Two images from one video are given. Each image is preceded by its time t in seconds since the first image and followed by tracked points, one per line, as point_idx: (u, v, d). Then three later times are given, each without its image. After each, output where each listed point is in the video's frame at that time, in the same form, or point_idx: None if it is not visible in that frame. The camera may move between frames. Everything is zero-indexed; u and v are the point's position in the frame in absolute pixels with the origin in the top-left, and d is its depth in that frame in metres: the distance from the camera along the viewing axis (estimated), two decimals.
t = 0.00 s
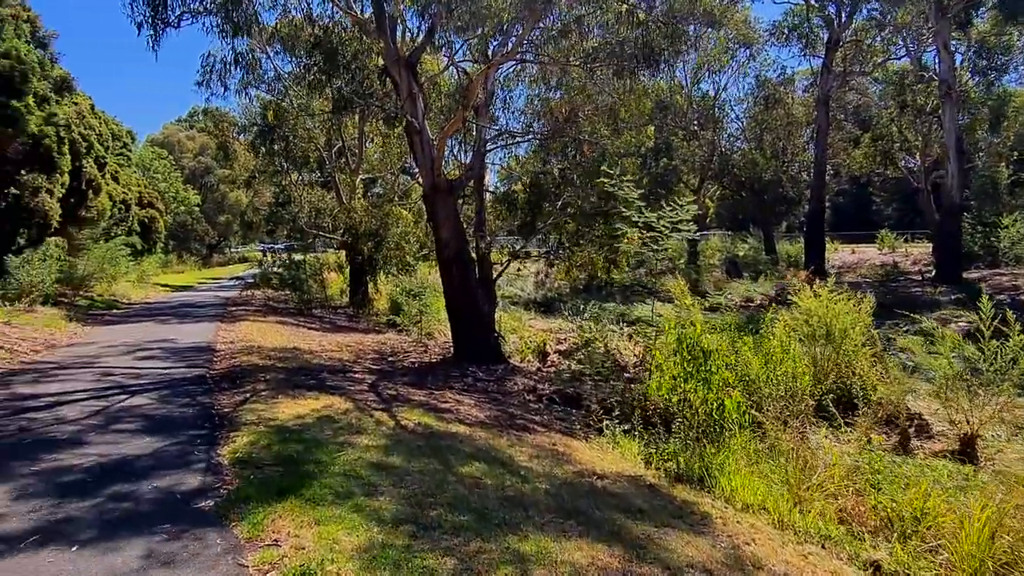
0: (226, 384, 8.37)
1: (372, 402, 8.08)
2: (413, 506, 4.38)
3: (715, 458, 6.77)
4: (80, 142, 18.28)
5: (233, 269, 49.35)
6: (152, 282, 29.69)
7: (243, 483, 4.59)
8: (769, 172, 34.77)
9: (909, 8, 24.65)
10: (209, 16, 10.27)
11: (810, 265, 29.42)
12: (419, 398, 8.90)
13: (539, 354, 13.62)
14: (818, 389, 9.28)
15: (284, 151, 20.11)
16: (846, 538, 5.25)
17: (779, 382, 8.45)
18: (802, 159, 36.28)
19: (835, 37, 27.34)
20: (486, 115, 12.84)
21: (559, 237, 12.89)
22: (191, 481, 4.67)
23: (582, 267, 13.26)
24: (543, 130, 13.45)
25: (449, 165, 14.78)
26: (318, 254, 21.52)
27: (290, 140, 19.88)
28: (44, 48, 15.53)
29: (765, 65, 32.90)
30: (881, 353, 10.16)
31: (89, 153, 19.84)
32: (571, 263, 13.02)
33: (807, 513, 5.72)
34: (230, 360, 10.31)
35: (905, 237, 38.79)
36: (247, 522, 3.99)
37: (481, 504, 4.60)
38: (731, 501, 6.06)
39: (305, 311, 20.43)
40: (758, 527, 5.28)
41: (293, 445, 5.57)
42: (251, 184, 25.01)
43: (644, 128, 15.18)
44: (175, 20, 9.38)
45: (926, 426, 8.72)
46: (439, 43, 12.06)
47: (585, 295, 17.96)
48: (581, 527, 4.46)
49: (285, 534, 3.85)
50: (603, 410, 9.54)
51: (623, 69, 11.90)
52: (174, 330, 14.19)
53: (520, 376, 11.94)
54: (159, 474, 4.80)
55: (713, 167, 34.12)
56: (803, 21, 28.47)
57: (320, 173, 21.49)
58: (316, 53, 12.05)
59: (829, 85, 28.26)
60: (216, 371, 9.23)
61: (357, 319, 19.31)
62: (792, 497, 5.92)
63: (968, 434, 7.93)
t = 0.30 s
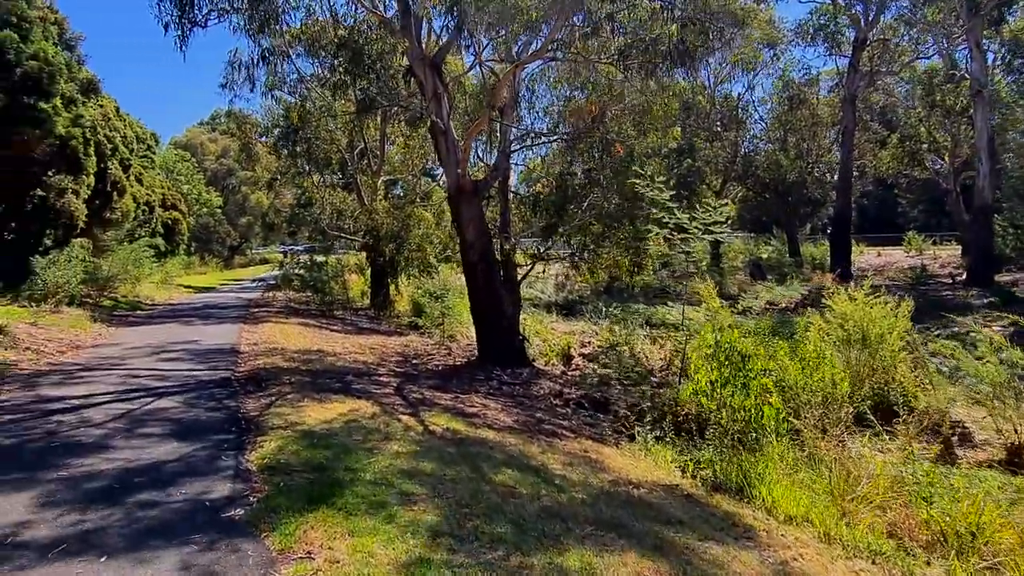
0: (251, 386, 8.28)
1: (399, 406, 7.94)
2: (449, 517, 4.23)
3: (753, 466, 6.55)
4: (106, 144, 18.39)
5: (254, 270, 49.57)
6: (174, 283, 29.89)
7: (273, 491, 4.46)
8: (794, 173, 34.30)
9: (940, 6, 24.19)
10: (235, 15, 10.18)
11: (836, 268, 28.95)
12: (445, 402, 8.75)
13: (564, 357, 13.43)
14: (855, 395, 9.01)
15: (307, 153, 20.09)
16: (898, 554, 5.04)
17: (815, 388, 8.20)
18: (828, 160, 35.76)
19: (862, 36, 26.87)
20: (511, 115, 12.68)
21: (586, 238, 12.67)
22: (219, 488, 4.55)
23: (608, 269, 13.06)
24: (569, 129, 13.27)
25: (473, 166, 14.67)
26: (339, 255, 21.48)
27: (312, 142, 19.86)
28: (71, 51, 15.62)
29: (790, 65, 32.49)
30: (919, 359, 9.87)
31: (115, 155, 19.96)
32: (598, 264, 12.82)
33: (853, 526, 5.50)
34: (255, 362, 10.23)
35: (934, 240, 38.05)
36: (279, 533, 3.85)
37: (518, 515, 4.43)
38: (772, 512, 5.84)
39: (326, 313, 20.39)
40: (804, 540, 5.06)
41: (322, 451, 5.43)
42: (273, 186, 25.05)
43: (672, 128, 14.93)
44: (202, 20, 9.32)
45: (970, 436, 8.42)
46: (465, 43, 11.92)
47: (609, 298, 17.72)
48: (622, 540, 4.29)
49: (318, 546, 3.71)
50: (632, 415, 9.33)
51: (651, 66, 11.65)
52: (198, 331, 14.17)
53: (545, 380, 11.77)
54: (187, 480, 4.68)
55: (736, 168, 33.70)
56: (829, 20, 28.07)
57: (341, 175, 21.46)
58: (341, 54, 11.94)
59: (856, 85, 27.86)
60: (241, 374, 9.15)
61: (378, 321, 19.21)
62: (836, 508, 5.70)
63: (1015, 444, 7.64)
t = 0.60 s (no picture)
0: (267, 391, 8.16)
1: (416, 411, 7.81)
2: (475, 529, 4.08)
3: (782, 476, 6.37)
4: (120, 147, 18.40)
5: (265, 273, 49.59)
6: (187, 285, 29.92)
7: (293, 502, 4.32)
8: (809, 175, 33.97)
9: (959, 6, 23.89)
10: (251, 14, 10.07)
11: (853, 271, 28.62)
12: (463, 407, 8.62)
13: (580, 361, 13.27)
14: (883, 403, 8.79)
15: (320, 155, 20.04)
16: (939, 571, 4.86)
17: (841, 395, 8.02)
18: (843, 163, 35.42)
19: (879, 37, 26.56)
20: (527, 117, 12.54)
21: (603, 241, 12.50)
22: (238, 498, 4.42)
23: (625, 272, 12.89)
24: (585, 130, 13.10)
25: (489, 168, 14.59)
26: (352, 258, 21.39)
27: (325, 145, 19.81)
28: (86, 53, 15.60)
29: (805, 67, 32.21)
30: (946, 365, 9.63)
31: (128, 158, 19.98)
32: (613, 267, 12.69)
33: (889, 539, 5.34)
34: (269, 366, 10.12)
35: (950, 243, 37.65)
36: (300, 547, 3.71)
37: (546, 527, 4.28)
38: (804, 524, 5.68)
39: (339, 316, 20.30)
40: (839, 554, 4.90)
41: (342, 459, 5.30)
42: (285, 189, 25.01)
43: (690, 130, 14.74)
44: (217, 19, 9.23)
45: (1001, 445, 8.19)
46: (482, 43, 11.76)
47: (623, 301, 17.55)
48: (655, 556, 4.12)
49: (342, 561, 3.57)
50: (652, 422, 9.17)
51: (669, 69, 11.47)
52: (211, 334, 14.09)
53: (562, 385, 11.61)
54: (204, 489, 4.56)
55: (751, 171, 33.42)
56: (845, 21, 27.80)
57: (354, 177, 21.39)
58: (357, 56, 11.81)
59: (872, 86, 27.56)
60: (255, 378, 9.04)
61: (391, 324, 19.14)
62: (870, 521, 5.53)
63: None
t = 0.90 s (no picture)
0: (277, 394, 8.00)
1: (429, 415, 7.65)
2: (494, 541, 3.92)
3: (807, 485, 6.17)
4: (131, 147, 18.35)
5: (274, 274, 49.62)
6: (197, 286, 29.90)
7: (305, 510, 4.16)
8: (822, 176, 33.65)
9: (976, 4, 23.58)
10: (261, 10, 9.96)
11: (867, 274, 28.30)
12: (476, 410, 8.45)
13: (592, 364, 13.08)
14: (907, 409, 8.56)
15: (330, 156, 19.94)
16: None
17: (866, 401, 7.78)
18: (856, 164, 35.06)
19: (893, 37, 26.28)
20: (540, 116, 12.38)
21: (616, 242, 12.31)
22: (247, 506, 4.27)
23: (637, 274, 12.70)
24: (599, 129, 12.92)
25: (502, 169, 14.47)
26: (362, 259, 21.28)
27: (336, 145, 19.71)
28: (97, 53, 15.55)
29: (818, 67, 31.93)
30: (971, 370, 9.39)
31: (139, 158, 19.95)
32: (626, 269, 12.50)
33: (921, 551, 5.14)
34: (279, 368, 9.99)
35: (965, 245, 37.23)
36: (313, 559, 3.55)
37: (567, 539, 4.11)
38: (832, 534, 5.48)
39: (349, 317, 20.19)
40: (871, 568, 4.70)
41: (355, 465, 5.14)
42: (295, 189, 24.94)
43: (703, 131, 14.54)
44: (227, 15, 9.12)
45: None
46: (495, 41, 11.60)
47: (635, 303, 17.36)
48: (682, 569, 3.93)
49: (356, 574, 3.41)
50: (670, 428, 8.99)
51: (684, 67, 11.27)
52: (221, 335, 13.99)
53: (575, 388, 11.43)
54: (212, 496, 4.41)
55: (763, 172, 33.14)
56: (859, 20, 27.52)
57: (364, 178, 21.29)
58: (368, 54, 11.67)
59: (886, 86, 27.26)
60: (265, 380, 8.90)
61: (401, 325, 19.01)
62: (901, 532, 5.34)
63: None
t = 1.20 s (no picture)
0: (281, 399, 7.82)
1: (437, 421, 7.45)
2: (503, 558, 3.72)
3: (829, 496, 5.96)
4: (138, 148, 18.29)
5: (283, 276, 49.60)
6: (205, 287, 29.88)
7: (304, 525, 3.96)
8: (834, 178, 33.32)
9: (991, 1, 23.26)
10: (268, 6, 9.83)
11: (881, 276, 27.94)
12: (485, 416, 8.25)
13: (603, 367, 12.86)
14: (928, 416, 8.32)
15: (338, 157, 19.84)
16: None
17: (888, 408, 7.54)
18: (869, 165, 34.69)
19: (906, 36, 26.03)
20: (550, 115, 12.18)
21: (627, 244, 12.08)
22: (245, 519, 4.09)
23: (648, 277, 12.47)
24: (610, 129, 12.67)
25: (511, 170, 14.28)
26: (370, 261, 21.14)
27: (344, 146, 19.60)
28: (104, 53, 15.48)
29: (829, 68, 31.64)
30: (992, 376, 9.12)
31: (147, 159, 19.90)
32: (636, 271, 12.27)
33: (949, 569, 4.92)
34: (284, 371, 9.82)
35: (979, 247, 36.77)
36: None
37: (581, 556, 3.91)
38: (855, 549, 5.28)
39: (356, 320, 20.02)
40: None
41: (359, 475, 4.95)
42: (304, 191, 24.86)
43: (715, 132, 14.33)
44: (231, 12, 8.99)
45: None
46: (504, 40, 11.39)
47: (646, 306, 17.10)
48: None
49: None
50: (683, 435, 8.78)
51: (695, 64, 11.11)
52: (227, 338, 13.86)
53: (585, 393, 11.21)
54: (207, 508, 4.22)
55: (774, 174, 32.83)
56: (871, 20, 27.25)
57: (373, 180, 21.16)
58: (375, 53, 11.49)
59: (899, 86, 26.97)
60: (270, 384, 8.74)
61: (409, 328, 18.83)
62: (927, 548, 5.13)
63: None
